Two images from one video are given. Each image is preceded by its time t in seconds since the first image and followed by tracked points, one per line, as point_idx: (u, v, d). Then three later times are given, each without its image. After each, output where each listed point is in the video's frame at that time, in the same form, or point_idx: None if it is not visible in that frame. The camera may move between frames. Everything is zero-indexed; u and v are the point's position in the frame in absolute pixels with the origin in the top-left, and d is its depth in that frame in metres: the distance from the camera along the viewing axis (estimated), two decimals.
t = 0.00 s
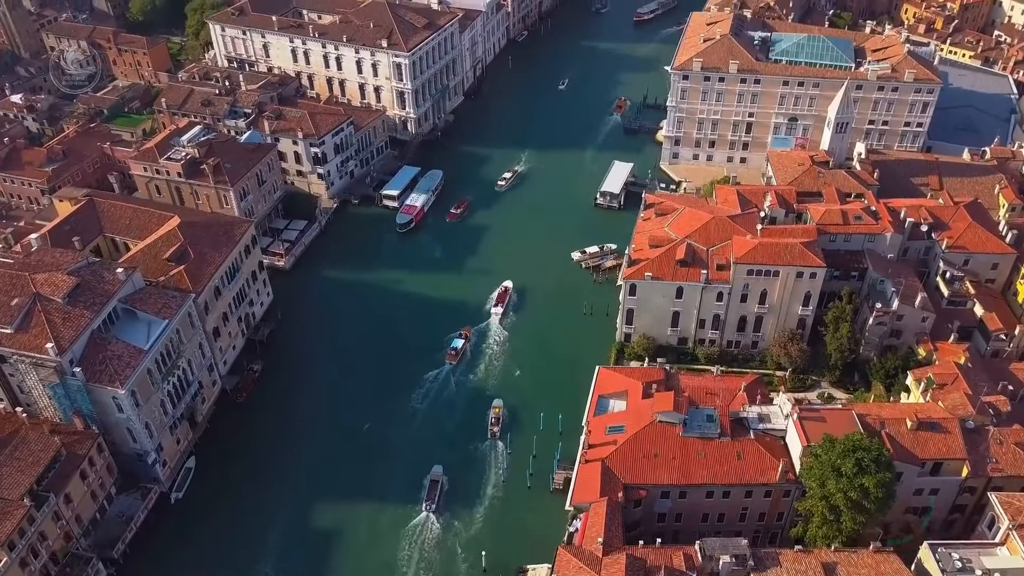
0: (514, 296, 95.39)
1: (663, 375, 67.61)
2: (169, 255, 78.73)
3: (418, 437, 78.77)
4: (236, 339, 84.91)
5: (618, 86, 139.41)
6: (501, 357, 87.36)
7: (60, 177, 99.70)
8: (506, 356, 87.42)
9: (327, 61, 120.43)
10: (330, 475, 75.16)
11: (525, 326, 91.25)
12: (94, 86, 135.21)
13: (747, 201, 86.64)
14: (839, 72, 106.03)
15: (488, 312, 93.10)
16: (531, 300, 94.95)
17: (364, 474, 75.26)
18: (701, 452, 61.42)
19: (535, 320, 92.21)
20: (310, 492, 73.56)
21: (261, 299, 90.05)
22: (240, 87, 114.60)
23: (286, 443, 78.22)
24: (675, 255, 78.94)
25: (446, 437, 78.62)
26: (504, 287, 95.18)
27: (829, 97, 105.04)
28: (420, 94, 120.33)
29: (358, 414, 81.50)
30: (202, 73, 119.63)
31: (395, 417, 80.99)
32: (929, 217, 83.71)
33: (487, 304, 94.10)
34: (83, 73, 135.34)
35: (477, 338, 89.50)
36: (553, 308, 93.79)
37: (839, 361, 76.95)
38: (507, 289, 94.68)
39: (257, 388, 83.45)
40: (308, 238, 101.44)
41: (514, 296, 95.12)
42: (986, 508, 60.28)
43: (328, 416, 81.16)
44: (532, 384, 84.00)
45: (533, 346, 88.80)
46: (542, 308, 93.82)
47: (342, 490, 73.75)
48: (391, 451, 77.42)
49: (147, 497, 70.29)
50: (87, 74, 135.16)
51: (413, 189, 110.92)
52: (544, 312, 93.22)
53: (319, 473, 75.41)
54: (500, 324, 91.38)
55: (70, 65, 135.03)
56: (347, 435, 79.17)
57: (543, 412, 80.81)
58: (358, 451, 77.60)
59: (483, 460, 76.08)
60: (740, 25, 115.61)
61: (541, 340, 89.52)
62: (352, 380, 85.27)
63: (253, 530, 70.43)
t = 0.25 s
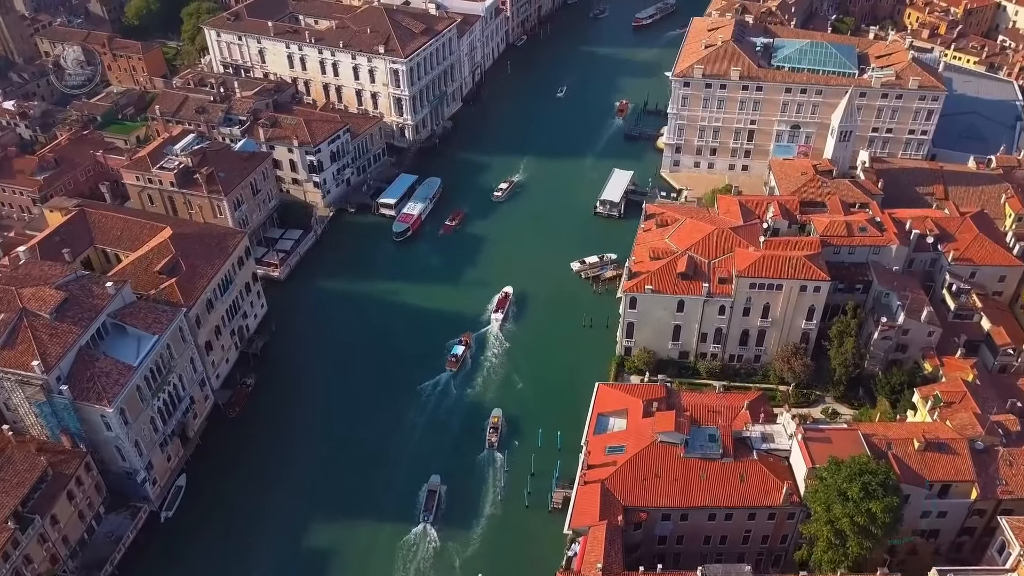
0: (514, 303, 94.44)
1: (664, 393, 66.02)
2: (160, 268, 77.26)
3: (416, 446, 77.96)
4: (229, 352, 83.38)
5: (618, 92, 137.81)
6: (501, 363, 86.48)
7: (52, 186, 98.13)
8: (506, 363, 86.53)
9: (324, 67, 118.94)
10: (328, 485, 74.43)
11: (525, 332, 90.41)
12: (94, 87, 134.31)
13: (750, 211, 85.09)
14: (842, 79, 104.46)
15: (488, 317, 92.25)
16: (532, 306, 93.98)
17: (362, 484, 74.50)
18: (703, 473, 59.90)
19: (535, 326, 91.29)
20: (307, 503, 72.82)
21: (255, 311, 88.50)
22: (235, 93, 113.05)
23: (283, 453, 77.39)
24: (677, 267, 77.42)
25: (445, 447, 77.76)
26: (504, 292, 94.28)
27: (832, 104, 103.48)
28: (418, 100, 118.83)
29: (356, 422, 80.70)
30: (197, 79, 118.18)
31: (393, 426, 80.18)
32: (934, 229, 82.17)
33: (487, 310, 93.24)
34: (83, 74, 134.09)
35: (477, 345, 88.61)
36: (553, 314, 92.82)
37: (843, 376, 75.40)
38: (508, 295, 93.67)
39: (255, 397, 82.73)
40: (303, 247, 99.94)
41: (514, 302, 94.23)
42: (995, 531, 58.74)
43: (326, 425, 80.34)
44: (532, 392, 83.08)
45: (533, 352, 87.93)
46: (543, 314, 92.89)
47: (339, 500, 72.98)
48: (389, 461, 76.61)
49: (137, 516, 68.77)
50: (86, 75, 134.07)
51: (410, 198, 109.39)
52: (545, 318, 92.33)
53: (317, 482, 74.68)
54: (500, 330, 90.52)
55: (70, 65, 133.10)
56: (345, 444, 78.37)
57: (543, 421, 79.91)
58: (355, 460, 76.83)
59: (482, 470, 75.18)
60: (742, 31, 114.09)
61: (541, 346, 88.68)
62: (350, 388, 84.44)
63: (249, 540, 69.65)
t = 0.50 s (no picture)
0: (514, 309, 93.39)
1: (665, 415, 64.18)
2: (149, 283, 75.47)
3: (414, 457, 76.87)
4: (220, 368, 81.53)
5: (618, 99, 135.95)
6: (500, 372, 85.36)
7: (42, 196, 96.22)
8: (505, 371, 85.42)
9: (319, 74, 117.15)
10: (324, 497, 73.35)
11: (526, 339, 89.32)
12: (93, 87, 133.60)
13: (753, 224, 83.30)
14: (846, 87, 102.66)
15: (487, 324, 91.26)
16: (532, 313, 92.99)
17: (359, 496, 73.44)
18: (705, 499, 58.12)
19: (535, 333, 90.24)
20: (303, 515, 71.79)
21: (247, 326, 86.65)
22: (229, 101, 111.23)
23: (279, 464, 76.34)
24: (678, 283, 75.63)
25: (443, 458, 76.62)
26: (505, 299, 93.24)
27: (836, 113, 101.73)
28: (415, 108, 117.10)
29: (353, 433, 79.60)
30: (191, 87, 116.38)
31: (391, 436, 79.10)
32: (941, 242, 80.38)
33: (486, 317, 92.23)
34: (82, 74, 132.89)
35: (477, 352, 87.63)
36: (554, 322, 91.68)
37: (849, 395, 73.59)
38: (508, 300, 92.97)
39: (252, 406, 81.71)
40: (297, 258, 98.15)
41: (514, 309, 93.23)
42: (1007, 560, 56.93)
43: (323, 436, 79.27)
44: (532, 402, 81.86)
45: (532, 360, 86.79)
46: (543, 322, 91.76)
47: (335, 513, 71.94)
48: (386, 472, 75.57)
49: (123, 540, 66.91)
50: (85, 75, 132.84)
51: (407, 207, 107.61)
52: (545, 325, 91.24)
53: (313, 494, 73.61)
54: (499, 337, 89.46)
55: (69, 65, 132.63)
56: (342, 455, 77.31)
57: (543, 433, 78.63)
58: (352, 471, 75.76)
59: (480, 483, 74.00)
60: (744, 38, 112.32)
61: (541, 354, 87.59)
62: (348, 397, 83.30)
63: (241, 559, 68.20)
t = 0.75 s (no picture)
0: (514, 313, 92.79)
1: (665, 432, 62.91)
2: (140, 294, 74.17)
3: (413, 465, 76.22)
4: (213, 381, 80.26)
5: (618, 104, 134.51)
6: (500, 378, 84.69)
7: (34, 203, 94.87)
8: (506, 377, 84.75)
9: (316, 79, 115.84)
10: (322, 506, 72.74)
11: (527, 345, 88.67)
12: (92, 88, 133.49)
13: (755, 234, 81.95)
14: (849, 93, 101.34)
15: (487, 329, 90.67)
16: (533, 316, 92.48)
17: (356, 504, 72.79)
18: (706, 519, 56.80)
19: (535, 338, 89.61)
20: (300, 523, 71.19)
21: (241, 336, 85.37)
22: (224, 106, 109.94)
23: (277, 472, 75.77)
24: (679, 294, 74.34)
25: (443, 466, 75.94)
26: (505, 304, 92.59)
27: (839, 119, 100.42)
28: (413, 113, 115.79)
29: (352, 440, 78.95)
30: (186, 92, 115.06)
31: (390, 443, 78.44)
32: (946, 252, 79.05)
33: (486, 322, 91.61)
34: (81, 75, 133.02)
35: (478, 357, 87.05)
36: (554, 327, 91.01)
37: (853, 408, 72.25)
38: (507, 307, 92.14)
39: (251, 413, 81.15)
40: (293, 267, 96.85)
41: (514, 313, 92.67)
42: None
43: (321, 443, 78.65)
44: (531, 410, 81.08)
45: (532, 366, 86.09)
46: (543, 327, 91.10)
47: (331, 527, 70.81)
48: (385, 480, 74.92)
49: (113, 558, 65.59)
50: (83, 76, 132.92)
51: (404, 214, 106.27)
52: (545, 330, 90.55)
53: (310, 502, 73.02)
54: (500, 342, 88.82)
55: (70, 66, 132.89)
56: (340, 462, 76.71)
57: (542, 441, 77.78)
58: (351, 479, 75.13)
59: (479, 491, 73.26)
60: (746, 43, 111.02)
61: (541, 360, 86.93)
62: (347, 404, 82.63)
63: None
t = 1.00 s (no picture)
0: (515, 320, 91.66)
1: (666, 456, 61.19)
2: (128, 310, 72.36)
3: (412, 476, 75.14)
4: (204, 398, 78.51)
5: (618, 111, 132.53)
6: (500, 387, 83.54)
7: (24, 214, 93.08)
8: (506, 386, 83.60)
9: (311, 86, 114.07)
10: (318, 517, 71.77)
11: (527, 353, 87.51)
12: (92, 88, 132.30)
13: (758, 248, 80.10)
14: (853, 102, 99.46)
15: (487, 336, 89.49)
16: (533, 324, 91.44)
17: (354, 517, 71.74)
18: (709, 549, 54.97)
19: (536, 345, 88.54)
20: (297, 536, 70.17)
21: (233, 352, 83.59)
22: (217, 115, 108.11)
23: (274, 483, 74.75)
24: (680, 311, 72.55)
25: (441, 477, 74.86)
26: (506, 310, 91.41)
27: (843, 129, 98.59)
28: (410, 121, 113.99)
29: (350, 450, 77.92)
30: (179, 99, 113.29)
31: (389, 454, 77.38)
32: (954, 267, 77.21)
33: (486, 329, 90.44)
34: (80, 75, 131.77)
35: (478, 365, 85.93)
36: (555, 334, 89.91)
37: (859, 429, 70.45)
38: (509, 312, 91.00)
39: (247, 423, 80.11)
40: (287, 279, 95.07)
41: (514, 320, 91.55)
42: None
43: (319, 453, 77.61)
44: (531, 421, 79.88)
45: (532, 376, 84.90)
46: (544, 334, 89.98)
47: (325, 549, 69.16)
48: (383, 491, 73.88)
49: None
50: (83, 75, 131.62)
51: (401, 224, 104.39)
52: (545, 338, 89.43)
53: (307, 514, 72.02)
54: (499, 350, 87.67)
55: (70, 65, 131.65)
56: (338, 473, 75.68)
57: (542, 453, 76.56)
58: (348, 491, 74.11)
59: (478, 504, 72.16)
60: (748, 50, 109.17)
61: (541, 368, 85.83)
62: (345, 414, 81.53)
63: None
